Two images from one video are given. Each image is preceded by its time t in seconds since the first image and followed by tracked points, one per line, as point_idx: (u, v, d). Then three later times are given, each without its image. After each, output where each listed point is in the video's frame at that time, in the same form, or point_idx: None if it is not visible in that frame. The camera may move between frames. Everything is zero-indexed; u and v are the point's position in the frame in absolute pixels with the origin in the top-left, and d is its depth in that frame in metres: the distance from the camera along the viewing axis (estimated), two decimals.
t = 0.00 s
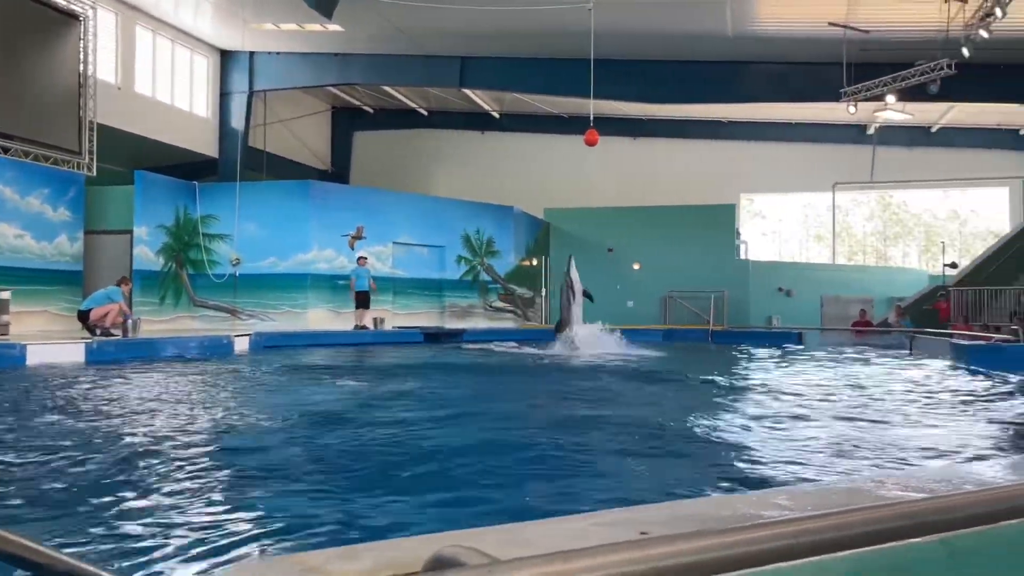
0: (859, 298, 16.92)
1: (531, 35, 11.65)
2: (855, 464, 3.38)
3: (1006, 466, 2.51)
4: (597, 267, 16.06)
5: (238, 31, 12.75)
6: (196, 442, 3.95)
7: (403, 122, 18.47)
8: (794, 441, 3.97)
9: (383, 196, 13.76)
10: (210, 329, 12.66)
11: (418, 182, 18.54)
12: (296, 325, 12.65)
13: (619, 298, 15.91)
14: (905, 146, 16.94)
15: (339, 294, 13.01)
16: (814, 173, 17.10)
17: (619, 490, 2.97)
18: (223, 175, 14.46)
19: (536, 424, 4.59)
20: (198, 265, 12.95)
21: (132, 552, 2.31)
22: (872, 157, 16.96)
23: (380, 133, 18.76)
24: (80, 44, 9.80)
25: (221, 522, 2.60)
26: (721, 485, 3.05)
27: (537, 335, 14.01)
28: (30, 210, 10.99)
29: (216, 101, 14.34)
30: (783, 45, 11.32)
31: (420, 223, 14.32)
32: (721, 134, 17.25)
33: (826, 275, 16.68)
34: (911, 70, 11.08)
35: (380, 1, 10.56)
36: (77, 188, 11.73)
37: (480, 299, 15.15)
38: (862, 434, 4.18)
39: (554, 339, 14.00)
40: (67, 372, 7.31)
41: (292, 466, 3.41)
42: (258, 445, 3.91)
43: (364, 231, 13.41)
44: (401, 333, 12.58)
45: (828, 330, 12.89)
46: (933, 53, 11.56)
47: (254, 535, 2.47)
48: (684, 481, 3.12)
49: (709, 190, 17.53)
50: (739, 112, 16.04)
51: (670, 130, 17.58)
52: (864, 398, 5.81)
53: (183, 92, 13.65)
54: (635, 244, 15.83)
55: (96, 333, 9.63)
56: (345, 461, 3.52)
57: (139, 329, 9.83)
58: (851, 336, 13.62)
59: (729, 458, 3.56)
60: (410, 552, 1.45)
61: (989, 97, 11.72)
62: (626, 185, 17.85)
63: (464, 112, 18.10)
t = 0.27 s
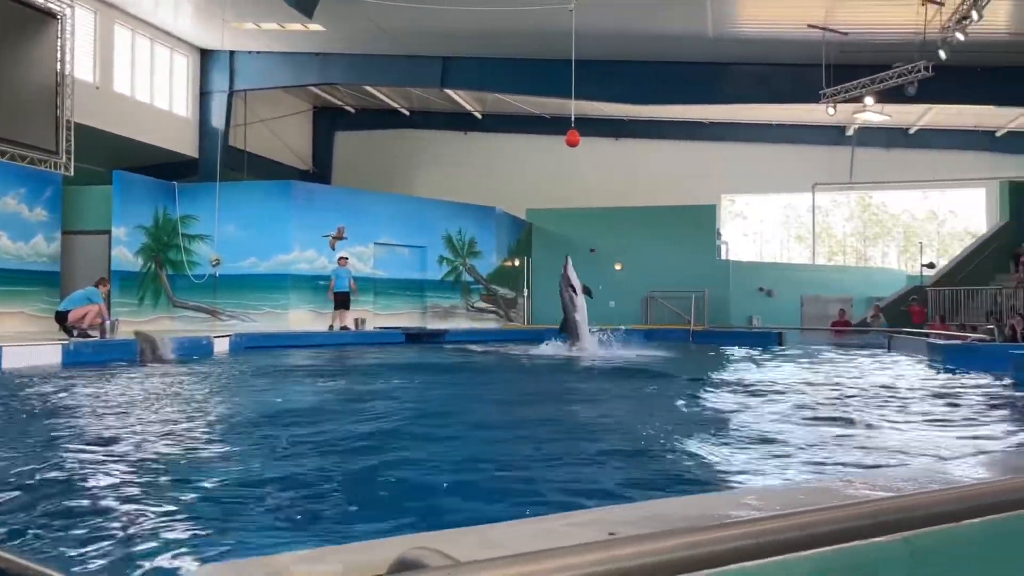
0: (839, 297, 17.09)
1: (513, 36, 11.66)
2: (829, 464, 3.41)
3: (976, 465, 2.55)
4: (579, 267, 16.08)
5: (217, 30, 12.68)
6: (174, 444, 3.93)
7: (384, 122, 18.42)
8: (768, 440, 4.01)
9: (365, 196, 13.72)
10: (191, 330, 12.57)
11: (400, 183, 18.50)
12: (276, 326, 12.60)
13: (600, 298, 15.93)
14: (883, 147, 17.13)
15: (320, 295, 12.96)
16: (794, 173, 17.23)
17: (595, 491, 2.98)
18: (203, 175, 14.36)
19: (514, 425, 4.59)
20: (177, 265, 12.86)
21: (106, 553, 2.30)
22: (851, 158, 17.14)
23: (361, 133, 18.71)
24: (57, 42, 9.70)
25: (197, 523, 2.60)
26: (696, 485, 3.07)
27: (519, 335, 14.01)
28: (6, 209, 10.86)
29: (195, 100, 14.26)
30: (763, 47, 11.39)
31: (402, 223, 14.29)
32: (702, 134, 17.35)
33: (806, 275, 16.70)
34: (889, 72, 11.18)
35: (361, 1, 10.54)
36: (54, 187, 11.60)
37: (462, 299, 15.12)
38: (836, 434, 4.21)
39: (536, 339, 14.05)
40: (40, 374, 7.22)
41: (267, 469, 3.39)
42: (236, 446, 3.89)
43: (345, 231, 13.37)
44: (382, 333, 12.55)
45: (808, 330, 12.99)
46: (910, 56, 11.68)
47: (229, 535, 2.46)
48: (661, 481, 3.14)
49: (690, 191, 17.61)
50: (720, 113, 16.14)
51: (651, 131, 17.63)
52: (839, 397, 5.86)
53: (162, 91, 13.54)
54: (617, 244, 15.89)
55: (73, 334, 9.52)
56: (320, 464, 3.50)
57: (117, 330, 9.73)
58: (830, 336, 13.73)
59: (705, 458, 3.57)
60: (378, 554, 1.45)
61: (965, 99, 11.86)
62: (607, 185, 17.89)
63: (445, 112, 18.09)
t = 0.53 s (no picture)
0: (822, 297, 17.19)
1: (498, 35, 11.66)
2: (806, 462, 3.42)
3: (951, 462, 2.57)
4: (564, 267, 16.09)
5: (200, 29, 12.63)
6: (150, 444, 3.89)
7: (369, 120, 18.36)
8: (747, 439, 4.02)
9: (349, 195, 13.68)
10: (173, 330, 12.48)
11: (384, 182, 18.46)
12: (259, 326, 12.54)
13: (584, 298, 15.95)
14: (866, 148, 17.25)
15: (303, 295, 12.90)
16: (778, 174, 17.31)
17: (573, 489, 2.98)
18: (185, 174, 14.30)
19: (494, 424, 4.58)
20: (158, 264, 12.77)
21: (78, 555, 2.26)
22: (834, 159, 17.25)
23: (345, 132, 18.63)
24: (37, 39, 9.60)
25: (172, 523, 2.57)
26: (674, 484, 3.08)
27: (503, 335, 14.01)
28: None
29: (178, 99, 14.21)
30: (746, 47, 11.44)
31: (386, 222, 14.25)
32: (687, 134, 17.40)
33: (788, 275, 16.81)
34: (871, 74, 11.26)
35: None
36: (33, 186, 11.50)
37: (446, 299, 15.10)
38: (815, 432, 4.23)
39: (520, 339, 14.06)
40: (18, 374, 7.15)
41: (244, 468, 3.37)
42: (214, 446, 3.87)
43: (329, 230, 13.32)
44: (366, 333, 12.51)
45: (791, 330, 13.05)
46: (892, 57, 11.77)
47: (204, 536, 2.43)
48: (639, 479, 3.15)
49: (674, 191, 17.66)
50: (704, 113, 16.20)
51: (636, 131, 17.67)
52: (820, 397, 5.89)
53: (144, 89, 13.45)
54: (602, 244, 15.93)
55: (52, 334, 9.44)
56: (298, 463, 3.48)
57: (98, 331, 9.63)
58: (812, 335, 13.82)
59: (684, 457, 3.58)
60: (345, 553, 1.43)
61: (946, 101, 11.96)
62: (592, 185, 17.91)
63: (429, 112, 18.10)
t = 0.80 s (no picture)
0: (807, 296, 17.29)
1: (484, 34, 11.65)
2: (787, 459, 3.45)
3: (928, 461, 2.59)
4: (550, 266, 16.12)
5: (184, 25, 12.55)
6: (132, 443, 3.87)
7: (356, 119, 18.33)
8: (729, 437, 4.04)
9: (335, 193, 13.64)
10: (157, 328, 12.45)
11: (371, 181, 18.43)
12: (244, 324, 12.50)
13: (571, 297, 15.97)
14: (851, 148, 17.35)
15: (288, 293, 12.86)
16: (764, 173, 17.38)
17: (554, 487, 2.99)
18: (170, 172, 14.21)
19: (478, 423, 4.57)
20: (142, 263, 12.70)
21: (57, 555, 2.24)
22: (819, 159, 17.35)
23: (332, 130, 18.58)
24: (20, 35, 9.50)
25: (151, 524, 2.55)
26: (655, 481, 3.09)
27: (489, 335, 14.02)
28: None
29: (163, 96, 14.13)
30: (732, 47, 11.49)
31: (373, 221, 14.23)
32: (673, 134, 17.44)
33: (774, 275, 16.91)
34: (854, 74, 11.32)
35: None
36: (16, 183, 11.40)
37: (433, 298, 15.07)
38: (797, 430, 4.25)
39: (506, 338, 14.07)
40: None
41: (226, 467, 3.35)
42: (196, 445, 3.85)
43: (314, 229, 13.29)
44: (353, 332, 12.48)
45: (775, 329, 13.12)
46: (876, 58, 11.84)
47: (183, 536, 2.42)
48: (619, 477, 3.16)
49: (661, 190, 17.70)
50: (690, 113, 16.25)
51: (623, 130, 17.69)
52: (803, 395, 5.92)
53: (128, 86, 13.37)
54: (589, 243, 15.97)
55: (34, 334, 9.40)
56: (280, 462, 3.46)
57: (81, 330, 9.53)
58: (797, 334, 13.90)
59: (665, 455, 3.59)
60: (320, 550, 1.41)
61: (928, 101, 12.06)
62: (579, 184, 17.92)
63: (416, 110, 18.07)
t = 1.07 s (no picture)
0: (794, 295, 17.40)
1: (472, 33, 11.65)
2: (768, 457, 3.47)
3: (907, 457, 2.61)
4: (539, 265, 16.13)
5: (171, 22, 12.50)
6: (117, 441, 3.86)
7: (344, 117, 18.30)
8: (712, 435, 4.06)
9: (322, 191, 13.62)
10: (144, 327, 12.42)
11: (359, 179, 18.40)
12: (231, 322, 12.45)
13: (559, 295, 15.99)
14: (837, 148, 17.44)
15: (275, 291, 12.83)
16: (751, 173, 17.46)
17: (536, 485, 3.00)
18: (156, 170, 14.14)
19: (463, 421, 4.58)
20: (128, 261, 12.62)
21: (40, 552, 2.25)
22: (806, 158, 17.43)
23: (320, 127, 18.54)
24: (6, 31, 9.38)
25: (133, 521, 2.56)
26: (637, 478, 3.11)
27: (477, 333, 14.03)
28: None
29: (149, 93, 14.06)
30: (719, 47, 11.53)
31: (361, 219, 14.22)
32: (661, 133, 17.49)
33: (761, 273, 17.00)
34: (840, 74, 11.39)
35: None
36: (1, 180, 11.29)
37: (421, 297, 15.05)
38: (780, 428, 4.28)
39: (495, 336, 14.09)
40: None
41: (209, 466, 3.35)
42: (181, 443, 3.84)
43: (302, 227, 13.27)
44: (341, 331, 12.44)
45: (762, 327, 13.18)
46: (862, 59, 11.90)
47: (165, 533, 2.43)
48: (601, 474, 3.18)
49: (649, 189, 17.75)
50: (678, 112, 16.30)
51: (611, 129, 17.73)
52: (787, 393, 5.95)
53: (114, 83, 13.30)
54: (577, 242, 16.01)
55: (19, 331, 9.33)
56: (263, 460, 3.46)
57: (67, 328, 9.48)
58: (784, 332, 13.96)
59: (648, 452, 3.61)
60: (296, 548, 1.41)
61: (913, 101, 12.14)
62: (567, 182, 17.95)
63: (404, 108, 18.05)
